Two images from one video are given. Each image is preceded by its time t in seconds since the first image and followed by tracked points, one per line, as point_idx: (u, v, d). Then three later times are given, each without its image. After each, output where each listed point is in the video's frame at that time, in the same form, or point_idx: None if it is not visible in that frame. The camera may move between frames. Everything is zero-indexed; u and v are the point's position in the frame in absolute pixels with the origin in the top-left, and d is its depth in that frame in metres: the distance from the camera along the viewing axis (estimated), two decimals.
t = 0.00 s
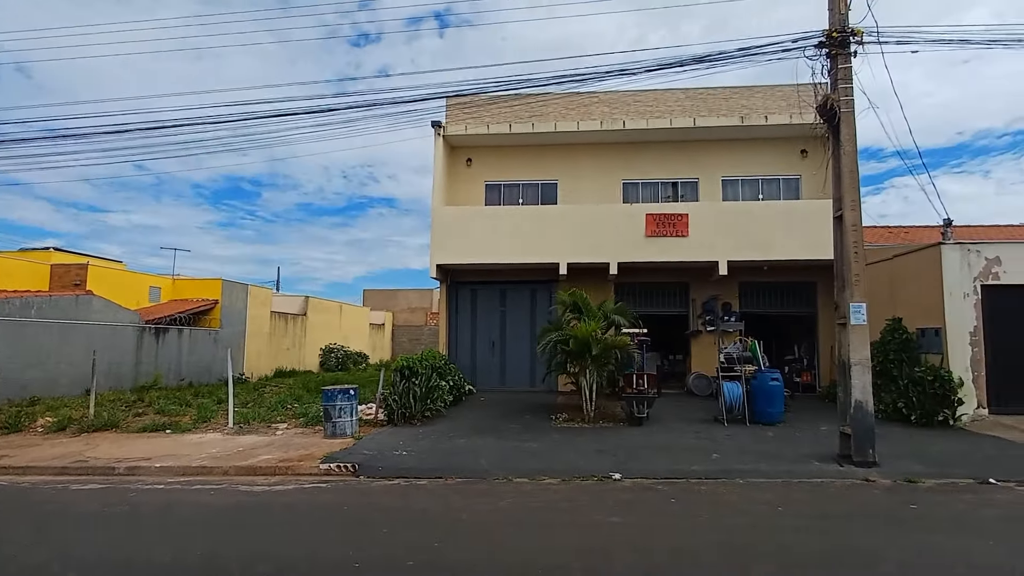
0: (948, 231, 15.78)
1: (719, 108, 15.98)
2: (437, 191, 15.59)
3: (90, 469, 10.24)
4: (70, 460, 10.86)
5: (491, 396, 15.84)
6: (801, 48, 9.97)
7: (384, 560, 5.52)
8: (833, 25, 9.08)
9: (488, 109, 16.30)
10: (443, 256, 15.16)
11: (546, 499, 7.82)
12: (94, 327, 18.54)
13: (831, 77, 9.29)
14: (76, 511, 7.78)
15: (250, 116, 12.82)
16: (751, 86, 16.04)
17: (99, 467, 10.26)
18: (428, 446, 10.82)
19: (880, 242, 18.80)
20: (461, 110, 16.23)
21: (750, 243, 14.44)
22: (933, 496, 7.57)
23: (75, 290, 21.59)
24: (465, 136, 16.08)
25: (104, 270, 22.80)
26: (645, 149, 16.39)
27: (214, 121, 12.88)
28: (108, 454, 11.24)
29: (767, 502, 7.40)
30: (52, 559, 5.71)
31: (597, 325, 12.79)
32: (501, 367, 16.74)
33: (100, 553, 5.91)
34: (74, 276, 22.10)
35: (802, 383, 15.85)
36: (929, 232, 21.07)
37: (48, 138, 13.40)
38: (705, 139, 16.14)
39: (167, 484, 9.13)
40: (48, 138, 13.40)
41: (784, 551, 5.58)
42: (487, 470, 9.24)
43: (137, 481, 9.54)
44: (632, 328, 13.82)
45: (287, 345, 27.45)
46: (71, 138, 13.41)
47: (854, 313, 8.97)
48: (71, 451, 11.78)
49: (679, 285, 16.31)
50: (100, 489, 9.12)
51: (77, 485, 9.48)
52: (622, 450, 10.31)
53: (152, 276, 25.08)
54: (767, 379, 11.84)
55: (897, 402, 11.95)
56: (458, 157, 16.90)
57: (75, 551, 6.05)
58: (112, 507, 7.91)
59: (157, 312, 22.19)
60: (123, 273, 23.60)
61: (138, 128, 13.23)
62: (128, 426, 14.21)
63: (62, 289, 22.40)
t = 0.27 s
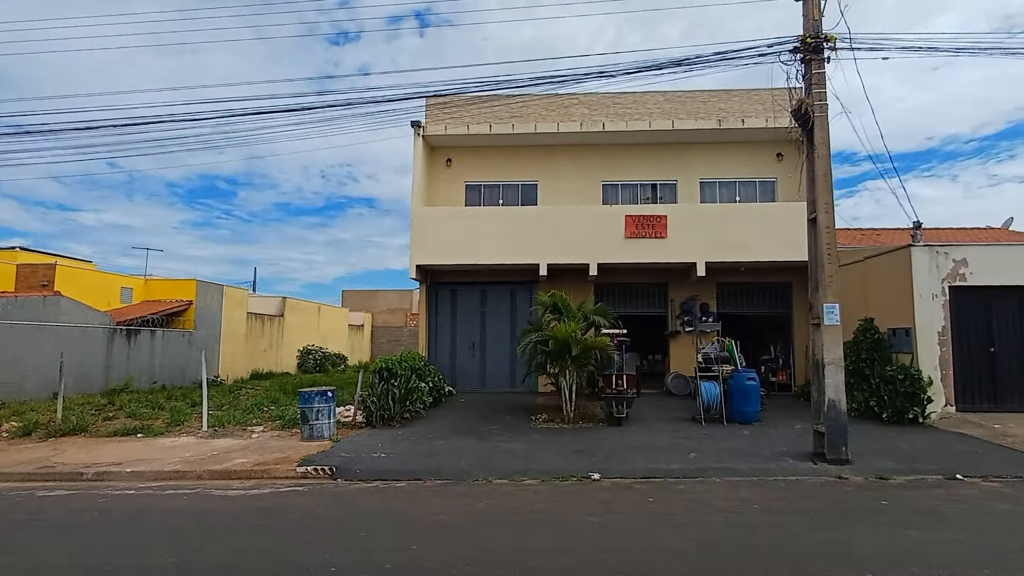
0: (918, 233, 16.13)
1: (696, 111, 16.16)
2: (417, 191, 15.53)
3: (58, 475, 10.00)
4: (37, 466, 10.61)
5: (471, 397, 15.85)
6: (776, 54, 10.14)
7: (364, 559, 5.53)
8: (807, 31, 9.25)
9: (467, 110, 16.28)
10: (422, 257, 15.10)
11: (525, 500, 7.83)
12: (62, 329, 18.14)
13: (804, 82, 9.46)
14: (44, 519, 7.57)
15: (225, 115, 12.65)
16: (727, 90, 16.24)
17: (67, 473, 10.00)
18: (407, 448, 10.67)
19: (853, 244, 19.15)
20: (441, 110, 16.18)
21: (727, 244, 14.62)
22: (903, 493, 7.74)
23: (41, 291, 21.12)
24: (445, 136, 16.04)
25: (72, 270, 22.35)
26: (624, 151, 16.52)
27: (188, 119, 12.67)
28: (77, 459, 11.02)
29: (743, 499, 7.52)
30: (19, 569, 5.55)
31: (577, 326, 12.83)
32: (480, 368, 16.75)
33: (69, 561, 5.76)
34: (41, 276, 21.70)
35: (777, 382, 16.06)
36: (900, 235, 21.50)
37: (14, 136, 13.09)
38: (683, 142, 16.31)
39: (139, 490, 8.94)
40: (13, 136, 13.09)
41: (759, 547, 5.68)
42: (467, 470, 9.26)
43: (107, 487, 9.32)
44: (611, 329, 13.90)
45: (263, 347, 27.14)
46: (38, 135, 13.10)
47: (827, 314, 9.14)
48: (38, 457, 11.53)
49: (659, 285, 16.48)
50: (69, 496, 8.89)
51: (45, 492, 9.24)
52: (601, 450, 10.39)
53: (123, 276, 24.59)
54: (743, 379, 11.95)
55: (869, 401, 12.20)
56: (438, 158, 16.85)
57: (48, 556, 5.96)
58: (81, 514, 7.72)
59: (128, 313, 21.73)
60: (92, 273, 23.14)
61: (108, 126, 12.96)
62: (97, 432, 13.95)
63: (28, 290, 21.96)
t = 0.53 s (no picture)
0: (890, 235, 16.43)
1: (675, 113, 16.32)
2: (396, 190, 15.44)
3: (24, 479, 9.73)
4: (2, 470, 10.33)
5: (450, 397, 15.83)
6: (753, 58, 10.26)
7: (343, 559, 5.52)
8: (783, 36, 9.39)
9: (448, 109, 16.24)
10: (402, 256, 15.02)
11: (504, 500, 7.83)
12: (29, 328, 17.73)
13: (781, 86, 9.60)
14: (10, 524, 7.36)
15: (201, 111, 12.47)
16: (706, 92, 16.43)
17: (32, 477, 9.73)
18: (386, 448, 10.60)
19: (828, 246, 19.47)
20: (421, 109, 16.11)
21: (705, 245, 14.77)
22: (875, 489, 7.89)
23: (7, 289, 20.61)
24: (425, 135, 15.97)
25: (39, 268, 21.84)
26: (604, 151, 16.62)
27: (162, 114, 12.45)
28: (45, 462, 10.77)
29: (719, 497, 7.63)
30: None
31: (556, 326, 12.88)
32: (460, 368, 16.74)
33: (35, 565, 5.60)
34: (7, 274, 21.20)
35: (754, 382, 16.27)
36: (873, 236, 21.90)
37: None
38: (662, 143, 16.46)
39: (109, 493, 8.74)
40: None
41: (734, 544, 5.77)
42: (447, 470, 9.27)
43: (75, 490, 9.08)
44: (591, 328, 13.97)
45: (239, 346, 26.81)
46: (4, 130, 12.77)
47: (802, 314, 9.28)
48: (3, 460, 11.26)
49: (639, 285, 16.62)
50: (35, 501, 8.65)
51: (10, 497, 8.98)
52: (580, 449, 10.45)
53: (94, 275, 24.15)
54: (721, 378, 12.07)
55: (842, 400, 12.42)
56: (418, 156, 16.77)
57: (13, 561, 5.79)
58: (49, 519, 7.51)
59: (98, 312, 21.31)
60: (60, 271, 22.71)
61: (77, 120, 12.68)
62: (65, 434, 13.68)
63: None
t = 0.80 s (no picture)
0: (863, 237, 16.75)
1: (655, 115, 16.46)
2: (376, 190, 15.35)
3: None
4: None
5: (430, 399, 15.79)
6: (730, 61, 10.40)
7: (323, 563, 5.49)
8: (760, 40, 9.54)
9: (428, 108, 16.18)
10: (382, 256, 14.94)
11: (484, 502, 7.83)
12: None
13: (757, 89, 9.74)
14: None
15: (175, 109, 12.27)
16: (684, 95, 16.60)
17: None
18: (365, 451, 10.54)
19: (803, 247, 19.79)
20: (401, 108, 16.02)
21: (684, 246, 14.93)
22: (849, 486, 8.05)
23: None
24: (405, 134, 15.89)
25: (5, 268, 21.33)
26: (584, 153, 16.72)
27: (135, 112, 12.23)
28: (11, 469, 10.51)
29: (697, 496, 7.72)
30: None
31: (536, 326, 12.92)
32: (440, 370, 16.71)
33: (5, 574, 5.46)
34: None
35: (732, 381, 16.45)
36: (847, 238, 22.30)
37: None
38: (642, 145, 16.59)
39: (78, 500, 8.54)
40: None
41: (713, 542, 5.85)
42: (427, 472, 9.25)
43: (41, 497, 8.84)
44: (571, 329, 14.04)
45: (215, 348, 26.43)
46: None
47: (778, 314, 9.43)
48: None
49: (619, 286, 16.74)
50: None
51: None
52: (560, 450, 10.50)
53: (62, 276, 23.69)
54: (699, 377, 12.33)
55: (817, 398, 12.64)
56: (398, 156, 16.68)
57: None
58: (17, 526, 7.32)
59: (67, 313, 20.87)
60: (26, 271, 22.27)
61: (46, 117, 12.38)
62: (32, 439, 13.37)
63: None
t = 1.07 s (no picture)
0: (838, 240, 17.01)
1: (635, 117, 16.55)
2: (356, 190, 15.22)
3: None
4: None
5: (410, 400, 15.71)
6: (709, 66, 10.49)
7: (300, 567, 5.42)
8: (738, 45, 9.64)
9: (409, 108, 16.08)
10: (361, 257, 14.82)
11: (464, 504, 7.80)
12: None
13: (735, 94, 9.83)
14: None
15: (150, 106, 12.05)
16: (664, 98, 16.72)
17: None
18: (343, 454, 10.44)
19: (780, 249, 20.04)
20: (381, 108, 15.91)
21: (664, 248, 15.02)
22: (824, 485, 8.16)
23: None
24: (385, 134, 15.77)
25: None
26: (565, 155, 16.75)
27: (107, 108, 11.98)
28: None
29: (675, 496, 7.76)
30: None
31: (517, 328, 12.90)
32: (421, 371, 16.63)
33: None
34: None
35: (710, 381, 16.58)
36: (822, 240, 22.63)
37: None
38: (622, 147, 16.68)
39: (45, 506, 8.32)
40: None
41: (690, 542, 5.89)
42: (406, 475, 9.20)
43: (6, 504, 8.58)
44: (551, 331, 14.04)
45: (189, 350, 26.00)
46: None
47: (755, 316, 9.53)
48: None
49: (599, 288, 16.80)
50: None
51: None
52: (540, 451, 10.51)
53: (30, 276, 23.20)
54: (677, 379, 12.37)
55: (793, 398, 12.79)
56: (378, 156, 16.55)
57: None
58: None
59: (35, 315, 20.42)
60: None
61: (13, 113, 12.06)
62: None
63: None
